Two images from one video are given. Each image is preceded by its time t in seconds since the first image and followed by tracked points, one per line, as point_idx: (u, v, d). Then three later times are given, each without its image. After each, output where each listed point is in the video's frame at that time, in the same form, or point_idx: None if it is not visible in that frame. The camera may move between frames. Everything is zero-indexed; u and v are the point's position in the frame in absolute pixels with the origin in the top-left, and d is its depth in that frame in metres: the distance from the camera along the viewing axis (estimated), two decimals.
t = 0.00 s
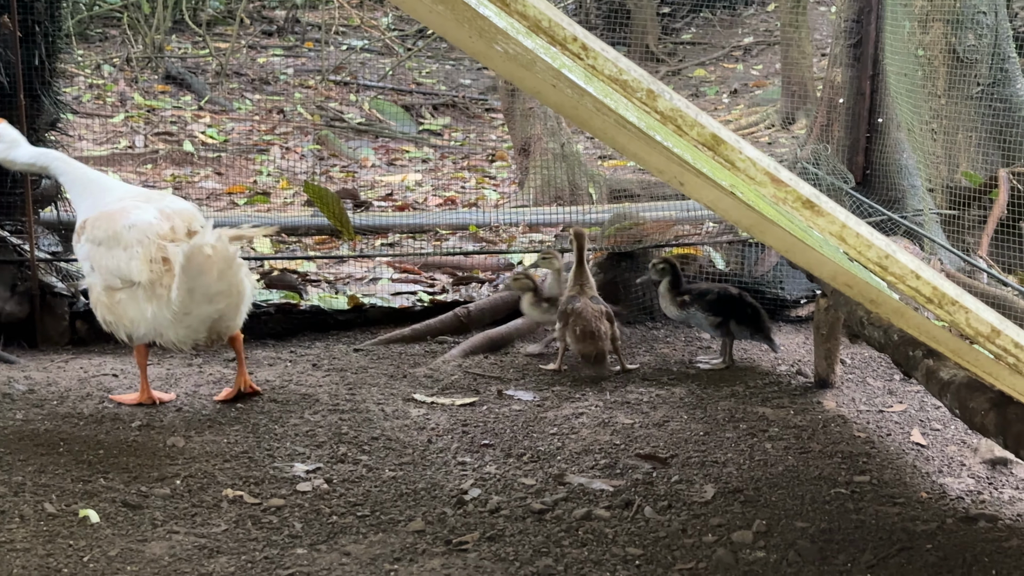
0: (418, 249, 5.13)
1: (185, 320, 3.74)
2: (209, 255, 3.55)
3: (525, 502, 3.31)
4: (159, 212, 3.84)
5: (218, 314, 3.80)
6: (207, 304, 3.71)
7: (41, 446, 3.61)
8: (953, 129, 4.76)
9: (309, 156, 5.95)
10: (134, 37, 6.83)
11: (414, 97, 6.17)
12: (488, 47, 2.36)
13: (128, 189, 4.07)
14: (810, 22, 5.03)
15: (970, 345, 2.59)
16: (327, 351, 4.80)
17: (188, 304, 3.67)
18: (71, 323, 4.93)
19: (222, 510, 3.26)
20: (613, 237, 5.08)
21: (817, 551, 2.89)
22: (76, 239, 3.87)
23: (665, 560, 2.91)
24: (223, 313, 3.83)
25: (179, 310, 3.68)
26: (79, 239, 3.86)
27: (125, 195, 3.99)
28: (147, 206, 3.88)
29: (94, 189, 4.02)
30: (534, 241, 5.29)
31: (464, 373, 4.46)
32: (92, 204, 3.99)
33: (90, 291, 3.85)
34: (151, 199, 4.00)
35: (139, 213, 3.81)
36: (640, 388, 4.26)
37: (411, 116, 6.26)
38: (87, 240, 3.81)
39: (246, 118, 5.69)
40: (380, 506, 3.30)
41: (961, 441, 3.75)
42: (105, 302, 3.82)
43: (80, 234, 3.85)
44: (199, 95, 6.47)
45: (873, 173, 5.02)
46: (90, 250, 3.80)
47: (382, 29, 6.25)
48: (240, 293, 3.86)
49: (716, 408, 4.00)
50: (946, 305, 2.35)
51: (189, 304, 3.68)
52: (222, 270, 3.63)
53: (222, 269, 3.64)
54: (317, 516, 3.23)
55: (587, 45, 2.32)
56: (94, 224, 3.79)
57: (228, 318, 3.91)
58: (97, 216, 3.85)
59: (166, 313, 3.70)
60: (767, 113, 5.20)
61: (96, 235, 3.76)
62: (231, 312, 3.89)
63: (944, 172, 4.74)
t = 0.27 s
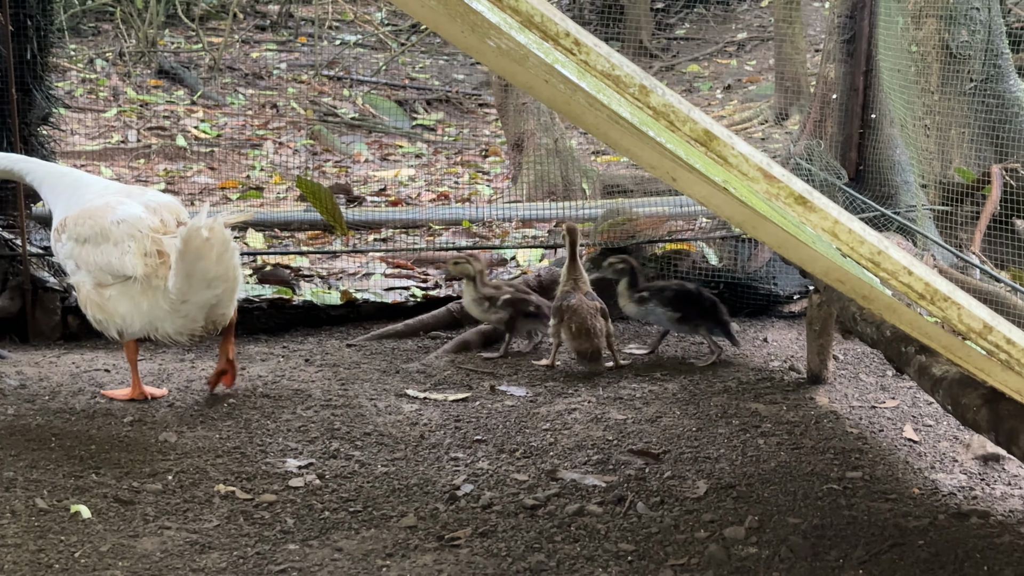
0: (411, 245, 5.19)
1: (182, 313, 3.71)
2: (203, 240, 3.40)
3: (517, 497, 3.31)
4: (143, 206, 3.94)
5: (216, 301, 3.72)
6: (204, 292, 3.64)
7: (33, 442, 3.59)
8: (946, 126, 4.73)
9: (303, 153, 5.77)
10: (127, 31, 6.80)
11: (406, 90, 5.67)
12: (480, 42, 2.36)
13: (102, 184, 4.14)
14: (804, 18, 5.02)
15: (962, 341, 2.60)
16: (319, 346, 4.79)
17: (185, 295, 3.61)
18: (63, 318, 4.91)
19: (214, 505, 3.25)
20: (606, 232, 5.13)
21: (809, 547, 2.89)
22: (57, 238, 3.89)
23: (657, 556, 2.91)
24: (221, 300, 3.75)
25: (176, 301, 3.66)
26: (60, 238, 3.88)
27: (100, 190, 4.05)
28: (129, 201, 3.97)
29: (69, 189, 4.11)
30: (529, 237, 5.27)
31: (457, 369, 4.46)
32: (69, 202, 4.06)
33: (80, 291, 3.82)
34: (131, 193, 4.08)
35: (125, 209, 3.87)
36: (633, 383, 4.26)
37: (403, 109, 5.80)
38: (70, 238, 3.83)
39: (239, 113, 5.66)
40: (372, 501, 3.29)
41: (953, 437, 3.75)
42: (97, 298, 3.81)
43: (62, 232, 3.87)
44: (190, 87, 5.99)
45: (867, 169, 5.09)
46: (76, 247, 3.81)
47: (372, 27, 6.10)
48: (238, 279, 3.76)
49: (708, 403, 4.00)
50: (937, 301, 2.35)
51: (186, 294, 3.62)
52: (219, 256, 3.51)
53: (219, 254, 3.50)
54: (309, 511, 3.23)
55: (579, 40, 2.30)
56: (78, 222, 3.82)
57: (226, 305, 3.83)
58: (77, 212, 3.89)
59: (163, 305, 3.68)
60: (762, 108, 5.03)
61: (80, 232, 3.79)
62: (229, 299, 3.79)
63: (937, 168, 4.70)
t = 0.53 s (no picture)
0: (407, 240, 5.20)
1: (192, 310, 3.78)
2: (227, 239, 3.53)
3: (511, 494, 3.31)
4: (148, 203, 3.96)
5: (225, 302, 3.82)
6: (218, 291, 3.74)
7: (26, 438, 3.57)
8: (941, 122, 4.71)
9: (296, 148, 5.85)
10: (122, 26, 6.77)
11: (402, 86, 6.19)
12: (473, 38, 2.34)
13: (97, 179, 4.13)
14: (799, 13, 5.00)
15: (956, 337, 2.59)
16: (314, 342, 4.79)
17: (200, 292, 3.70)
18: (56, 314, 4.90)
19: (208, 501, 3.24)
20: (601, 228, 5.11)
21: (804, 543, 2.89)
22: (53, 230, 3.86)
23: (652, 552, 2.91)
24: (229, 302, 3.86)
25: (188, 298, 3.73)
26: (57, 230, 3.86)
27: (97, 185, 4.05)
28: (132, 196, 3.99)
29: (62, 182, 4.09)
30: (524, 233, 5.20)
31: (451, 365, 4.45)
32: (63, 196, 4.04)
33: (80, 283, 3.81)
34: (131, 189, 4.09)
35: (129, 204, 3.88)
36: (627, 379, 4.26)
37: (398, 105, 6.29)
38: (70, 230, 3.82)
39: (234, 108, 5.63)
40: (366, 497, 3.29)
41: (948, 433, 3.75)
42: (98, 292, 3.80)
43: (60, 224, 3.84)
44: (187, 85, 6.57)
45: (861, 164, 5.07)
46: (77, 239, 3.80)
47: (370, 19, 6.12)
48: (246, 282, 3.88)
49: (703, 399, 4.00)
50: (931, 298, 2.35)
51: (200, 292, 3.71)
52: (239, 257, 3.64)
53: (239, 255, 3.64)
54: (303, 507, 3.22)
55: (575, 36, 2.29)
56: (80, 215, 3.81)
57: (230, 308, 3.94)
58: (77, 204, 3.88)
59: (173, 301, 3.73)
60: (757, 104, 5.04)
61: (83, 224, 3.78)
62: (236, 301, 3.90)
63: (931, 163, 4.69)
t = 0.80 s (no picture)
0: (403, 235, 5.17)
1: (200, 309, 3.96)
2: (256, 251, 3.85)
3: (508, 489, 3.31)
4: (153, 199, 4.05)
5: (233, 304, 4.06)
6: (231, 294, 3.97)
7: (22, 433, 3.55)
8: (937, 117, 4.73)
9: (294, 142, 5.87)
10: (117, 20, 6.73)
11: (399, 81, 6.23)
12: (468, 32, 2.31)
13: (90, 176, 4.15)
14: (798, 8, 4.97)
15: (954, 333, 2.58)
16: (310, 337, 4.78)
17: (215, 294, 3.92)
18: (52, 309, 4.89)
19: (204, 497, 3.24)
20: (598, 223, 5.08)
21: (800, 538, 2.89)
22: (53, 223, 3.87)
23: (649, 547, 2.91)
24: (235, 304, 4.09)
25: (201, 297, 3.92)
26: (57, 223, 3.87)
27: (95, 180, 4.08)
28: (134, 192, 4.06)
29: (56, 179, 4.09)
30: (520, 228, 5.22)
31: (447, 360, 4.45)
32: (57, 192, 4.04)
33: (84, 275, 3.85)
34: (128, 184, 4.13)
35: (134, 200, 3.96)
36: (625, 375, 4.26)
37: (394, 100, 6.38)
38: (73, 223, 3.85)
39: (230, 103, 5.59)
40: (363, 493, 3.28)
41: (944, 429, 3.75)
42: (103, 284, 3.86)
43: (62, 218, 3.87)
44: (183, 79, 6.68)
45: (857, 160, 5.07)
46: (82, 233, 3.85)
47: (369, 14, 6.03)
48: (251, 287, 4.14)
49: (700, 395, 3.99)
50: (928, 293, 2.34)
51: (215, 293, 3.93)
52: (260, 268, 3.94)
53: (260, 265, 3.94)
54: (300, 503, 3.22)
55: (571, 31, 2.27)
56: (85, 209, 3.85)
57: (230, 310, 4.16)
58: (79, 198, 3.91)
59: (185, 298, 3.90)
60: (753, 99, 5.00)
61: (89, 217, 3.83)
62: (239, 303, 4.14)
63: (928, 158, 4.71)
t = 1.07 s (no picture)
0: (398, 232, 5.23)
1: (193, 300, 3.99)
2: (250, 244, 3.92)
3: (504, 487, 3.30)
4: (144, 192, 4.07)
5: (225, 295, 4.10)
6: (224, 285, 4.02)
7: (16, 430, 3.53)
8: (933, 113, 4.69)
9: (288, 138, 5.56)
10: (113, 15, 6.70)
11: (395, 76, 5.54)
12: (464, 28, 2.30)
13: (79, 172, 4.16)
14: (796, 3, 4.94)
15: (950, 330, 2.56)
16: (306, 334, 4.77)
17: (208, 284, 3.97)
18: (47, 306, 4.88)
19: (199, 494, 3.23)
20: (594, 220, 5.09)
21: (796, 536, 2.88)
22: (44, 216, 3.88)
23: (644, 545, 2.90)
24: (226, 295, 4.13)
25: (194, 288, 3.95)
26: (48, 215, 3.89)
27: (84, 176, 4.09)
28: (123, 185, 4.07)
29: (46, 177, 4.11)
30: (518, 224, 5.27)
31: (443, 357, 4.44)
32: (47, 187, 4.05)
33: (76, 266, 3.87)
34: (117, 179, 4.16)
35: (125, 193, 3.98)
36: (621, 371, 4.25)
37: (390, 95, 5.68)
38: (64, 215, 3.86)
39: (226, 98, 5.52)
40: (358, 491, 3.28)
41: (940, 426, 3.74)
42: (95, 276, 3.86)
43: (52, 210, 3.88)
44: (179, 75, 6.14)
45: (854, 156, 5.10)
46: (73, 224, 3.86)
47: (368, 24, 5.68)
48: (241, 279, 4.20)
49: (695, 392, 3.99)
50: (924, 291, 2.33)
51: (207, 284, 3.97)
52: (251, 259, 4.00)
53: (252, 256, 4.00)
54: (295, 501, 3.21)
55: (566, 29, 2.26)
56: (77, 201, 3.86)
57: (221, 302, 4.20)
58: (69, 190, 3.92)
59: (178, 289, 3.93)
60: (750, 96, 4.84)
61: (80, 208, 3.84)
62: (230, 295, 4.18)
63: (925, 156, 4.66)
